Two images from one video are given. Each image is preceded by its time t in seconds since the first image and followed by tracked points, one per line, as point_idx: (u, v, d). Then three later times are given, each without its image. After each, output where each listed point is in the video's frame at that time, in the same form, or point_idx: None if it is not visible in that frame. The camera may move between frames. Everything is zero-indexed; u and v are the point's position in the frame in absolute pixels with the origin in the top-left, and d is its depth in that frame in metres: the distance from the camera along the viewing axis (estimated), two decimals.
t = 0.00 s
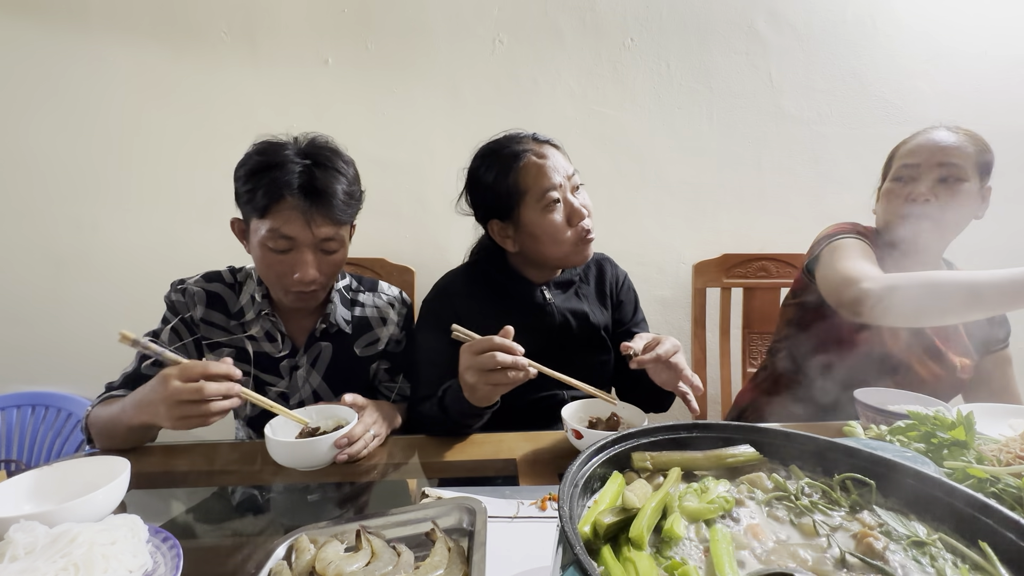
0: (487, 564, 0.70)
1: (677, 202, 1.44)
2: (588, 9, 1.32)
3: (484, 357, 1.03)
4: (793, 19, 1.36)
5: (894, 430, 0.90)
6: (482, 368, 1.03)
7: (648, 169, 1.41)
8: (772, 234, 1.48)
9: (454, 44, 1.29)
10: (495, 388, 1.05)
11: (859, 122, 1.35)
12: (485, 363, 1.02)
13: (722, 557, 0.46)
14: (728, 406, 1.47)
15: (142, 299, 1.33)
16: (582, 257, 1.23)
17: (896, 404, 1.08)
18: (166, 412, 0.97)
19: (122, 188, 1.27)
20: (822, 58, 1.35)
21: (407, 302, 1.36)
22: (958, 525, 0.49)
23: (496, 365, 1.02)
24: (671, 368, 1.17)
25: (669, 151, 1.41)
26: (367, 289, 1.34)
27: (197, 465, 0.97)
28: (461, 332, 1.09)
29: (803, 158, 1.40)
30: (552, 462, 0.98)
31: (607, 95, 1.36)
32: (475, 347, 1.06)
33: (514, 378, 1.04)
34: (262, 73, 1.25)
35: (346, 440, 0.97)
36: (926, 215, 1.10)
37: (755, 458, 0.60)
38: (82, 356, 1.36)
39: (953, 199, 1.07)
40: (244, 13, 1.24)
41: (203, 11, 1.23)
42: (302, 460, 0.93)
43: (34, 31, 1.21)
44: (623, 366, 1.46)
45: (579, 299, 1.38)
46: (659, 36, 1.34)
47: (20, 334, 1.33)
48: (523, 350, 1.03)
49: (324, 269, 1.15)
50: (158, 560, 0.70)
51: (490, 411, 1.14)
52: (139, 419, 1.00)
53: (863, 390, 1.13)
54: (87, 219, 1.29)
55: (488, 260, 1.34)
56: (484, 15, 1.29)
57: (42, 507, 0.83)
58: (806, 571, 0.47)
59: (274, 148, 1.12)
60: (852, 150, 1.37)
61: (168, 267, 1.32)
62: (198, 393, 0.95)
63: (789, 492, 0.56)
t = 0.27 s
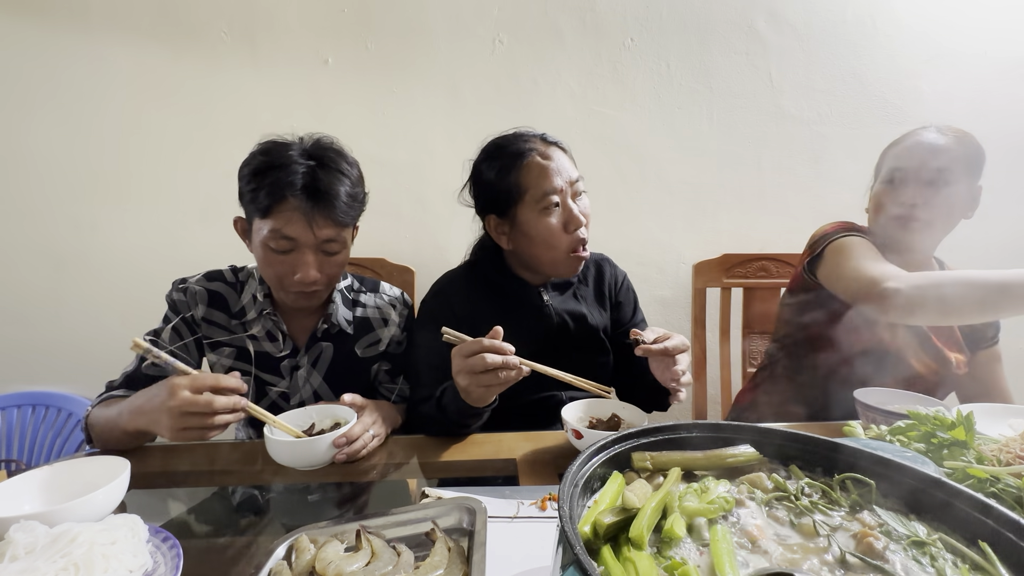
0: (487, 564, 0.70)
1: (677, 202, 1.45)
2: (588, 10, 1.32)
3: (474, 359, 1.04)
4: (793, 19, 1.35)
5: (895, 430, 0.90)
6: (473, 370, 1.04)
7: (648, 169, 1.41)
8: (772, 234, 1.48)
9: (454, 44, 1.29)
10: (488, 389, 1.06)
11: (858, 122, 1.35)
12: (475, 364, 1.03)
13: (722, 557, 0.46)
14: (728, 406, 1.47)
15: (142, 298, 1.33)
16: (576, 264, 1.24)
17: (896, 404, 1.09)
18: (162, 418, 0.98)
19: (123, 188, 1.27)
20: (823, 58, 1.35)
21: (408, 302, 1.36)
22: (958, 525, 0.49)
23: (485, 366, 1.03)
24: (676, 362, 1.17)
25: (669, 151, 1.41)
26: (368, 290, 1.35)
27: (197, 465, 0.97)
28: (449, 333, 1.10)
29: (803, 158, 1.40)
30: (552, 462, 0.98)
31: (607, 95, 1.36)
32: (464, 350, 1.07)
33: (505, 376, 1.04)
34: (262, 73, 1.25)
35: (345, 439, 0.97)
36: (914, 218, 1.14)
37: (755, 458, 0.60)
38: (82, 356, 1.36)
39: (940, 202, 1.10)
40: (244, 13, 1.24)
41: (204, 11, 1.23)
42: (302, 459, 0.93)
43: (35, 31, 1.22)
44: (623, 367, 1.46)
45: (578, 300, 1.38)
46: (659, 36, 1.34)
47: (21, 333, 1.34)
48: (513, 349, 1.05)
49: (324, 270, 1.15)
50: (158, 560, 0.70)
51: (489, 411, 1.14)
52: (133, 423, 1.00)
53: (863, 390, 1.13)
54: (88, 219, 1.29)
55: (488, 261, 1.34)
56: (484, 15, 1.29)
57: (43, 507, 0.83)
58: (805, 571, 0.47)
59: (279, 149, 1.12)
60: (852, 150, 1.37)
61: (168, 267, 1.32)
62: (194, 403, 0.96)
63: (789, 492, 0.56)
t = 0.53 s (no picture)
0: (487, 564, 0.70)
1: (677, 202, 1.46)
2: (588, 10, 1.32)
3: (471, 359, 1.04)
4: (793, 19, 1.35)
5: (894, 430, 0.91)
6: (471, 371, 1.05)
7: (647, 169, 1.41)
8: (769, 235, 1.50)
9: (454, 44, 1.29)
10: (487, 389, 1.06)
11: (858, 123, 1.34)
12: (472, 364, 1.04)
13: (722, 557, 0.46)
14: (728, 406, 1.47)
15: (141, 298, 1.33)
16: (583, 259, 1.26)
17: (896, 405, 1.09)
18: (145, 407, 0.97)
19: (123, 188, 1.27)
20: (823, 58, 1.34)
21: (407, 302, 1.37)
22: (958, 525, 0.49)
23: (482, 367, 1.03)
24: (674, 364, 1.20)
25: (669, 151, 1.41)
26: (367, 289, 1.36)
27: (197, 465, 0.97)
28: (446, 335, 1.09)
29: (803, 158, 1.40)
30: (553, 462, 0.98)
31: (607, 95, 1.36)
32: (462, 350, 1.07)
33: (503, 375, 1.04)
34: (262, 73, 1.25)
35: (345, 439, 0.97)
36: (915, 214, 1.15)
37: (755, 458, 0.60)
38: (82, 356, 1.36)
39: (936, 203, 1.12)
40: (244, 13, 1.24)
41: (204, 11, 1.23)
42: (301, 460, 0.92)
43: (35, 31, 1.21)
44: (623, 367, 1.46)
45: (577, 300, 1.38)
46: (659, 36, 1.34)
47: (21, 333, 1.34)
48: (510, 349, 1.04)
49: (325, 270, 1.16)
50: (158, 560, 0.70)
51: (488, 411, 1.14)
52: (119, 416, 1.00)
53: (863, 390, 1.13)
54: (88, 219, 1.29)
55: (487, 261, 1.34)
56: (484, 15, 1.29)
57: (43, 507, 0.83)
58: (806, 572, 0.47)
59: (279, 148, 1.12)
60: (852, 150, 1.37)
61: (168, 267, 1.32)
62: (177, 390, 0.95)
63: (789, 492, 0.56)
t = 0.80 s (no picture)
0: (487, 564, 0.70)
1: (677, 202, 1.45)
2: (588, 10, 1.32)
3: (472, 361, 1.04)
4: (793, 20, 1.34)
5: (895, 430, 0.90)
6: (472, 373, 1.04)
7: (647, 169, 1.41)
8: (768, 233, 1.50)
9: (454, 44, 1.29)
10: (488, 390, 1.06)
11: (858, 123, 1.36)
12: (473, 366, 1.03)
13: (722, 557, 0.46)
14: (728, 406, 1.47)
15: (141, 299, 1.33)
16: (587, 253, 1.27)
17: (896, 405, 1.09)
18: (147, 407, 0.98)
19: (123, 188, 1.27)
20: (823, 58, 1.35)
21: (406, 301, 1.37)
22: (958, 525, 0.49)
23: (483, 369, 1.02)
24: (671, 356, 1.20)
25: (669, 151, 1.41)
26: (367, 289, 1.36)
27: (197, 465, 0.97)
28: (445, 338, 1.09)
29: (803, 158, 1.41)
30: (553, 462, 0.98)
31: (607, 95, 1.36)
32: (461, 352, 1.06)
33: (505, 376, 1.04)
34: (262, 73, 1.25)
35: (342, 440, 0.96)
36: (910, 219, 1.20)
37: (755, 457, 0.60)
38: (82, 355, 1.36)
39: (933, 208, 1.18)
40: (244, 13, 1.24)
41: (204, 11, 1.23)
42: (298, 461, 0.92)
43: (35, 32, 1.21)
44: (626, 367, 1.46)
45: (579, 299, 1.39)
46: (659, 36, 1.34)
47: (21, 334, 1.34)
48: (510, 349, 1.05)
49: (325, 268, 1.17)
50: (158, 560, 0.70)
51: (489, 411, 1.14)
52: (123, 418, 1.01)
53: (863, 390, 1.13)
54: (87, 219, 1.29)
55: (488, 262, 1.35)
56: (484, 15, 1.29)
57: (43, 507, 0.83)
58: (806, 572, 0.47)
59: (278, 148, 1.12)
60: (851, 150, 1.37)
61: (168, 267, 1.32)
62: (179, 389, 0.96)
63: (789, 492, 0.56)
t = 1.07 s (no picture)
0: (487, 564, 0.70)
1: (677, 202, 1.44)
2: (588, 9, 1.31)
3: (469, 362, 1.03)
4: (793, 19, 1.34)
5: (894, 430, 0.90)
6: (469, 374, 1.04)
7: (646, 169, 1.41)
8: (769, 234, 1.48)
9: (454, 44, 1.29)
10: (486, 389, 1.06)
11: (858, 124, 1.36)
12: (471, 366, 1.03)
13: (722, 557, 0.46)
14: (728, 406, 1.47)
15: (140, 298, 1.33)
16: (587, 251, 1.28)
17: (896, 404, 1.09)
18: (158, 411, 0.98)
19: (122, 188, 1.27)
20: (822, 58, 1.35)
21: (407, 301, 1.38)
22: (958, 525, 0.49)
23: (481, 369, 1.02)
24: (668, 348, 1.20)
25: (669, 151, 1.41)
26: (367, 289, 1.37)
27: (197, 465, 0.97)
28: (441, 336, 1.08)
29: (802, 158, 1.40)
30: (552, 462, 0.98)
31: (607, 95, 1.36)
32: (459, 353, 1.06)
33: (503, 374, 1.04)
34: (262, 73, 1.25)
35: (343, 430, 0.98)
36: (887, 217, 1.31)
37: (756, 457, 0.60)
38: (81, 355, 1.36)
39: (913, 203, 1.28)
40: (245, 13, 1.24)
41: (203, 11, 1.23)
42: (302, 450, 0.95)
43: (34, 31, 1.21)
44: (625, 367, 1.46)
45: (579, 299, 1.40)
46: (659, 35, 1.34)
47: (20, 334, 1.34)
48: (507, 349, 1.04)
49: (325, 270, 1.17)
50: (158, 560, 0.70)
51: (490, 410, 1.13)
52: (128, 421, 1.01)
53: (863, 390, 1.13)
54: (86, 219, 1.29)
55: (490, 263, 1.36)
56: (484, 15, 1.29)
57: (43, 507, 0.83)
58: (806, 572, 0.47)
59: (278, 149, 1.12)
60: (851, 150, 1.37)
61: (167, 267, 1.32)
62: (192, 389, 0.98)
63: (789, 492, 0.56)
